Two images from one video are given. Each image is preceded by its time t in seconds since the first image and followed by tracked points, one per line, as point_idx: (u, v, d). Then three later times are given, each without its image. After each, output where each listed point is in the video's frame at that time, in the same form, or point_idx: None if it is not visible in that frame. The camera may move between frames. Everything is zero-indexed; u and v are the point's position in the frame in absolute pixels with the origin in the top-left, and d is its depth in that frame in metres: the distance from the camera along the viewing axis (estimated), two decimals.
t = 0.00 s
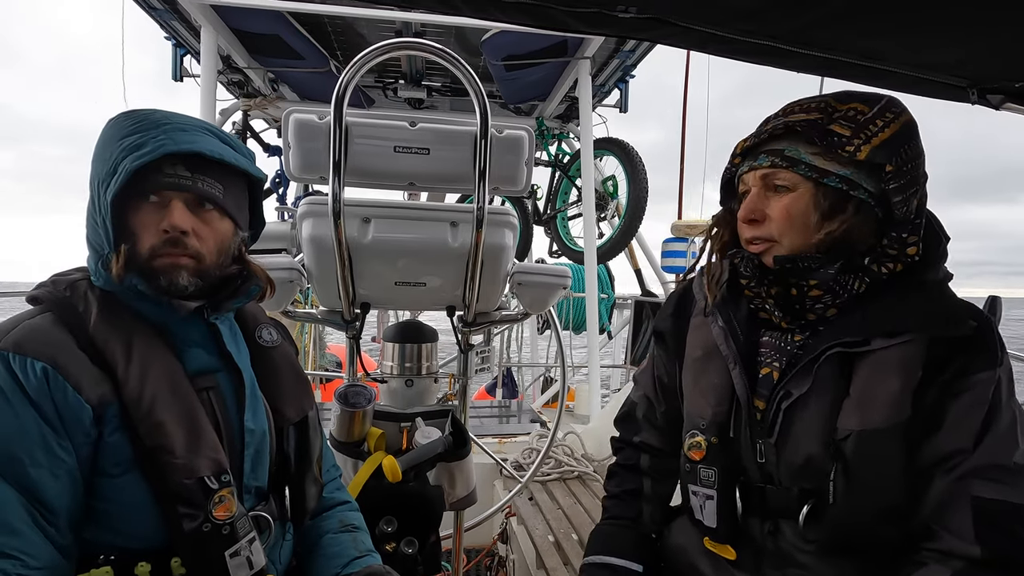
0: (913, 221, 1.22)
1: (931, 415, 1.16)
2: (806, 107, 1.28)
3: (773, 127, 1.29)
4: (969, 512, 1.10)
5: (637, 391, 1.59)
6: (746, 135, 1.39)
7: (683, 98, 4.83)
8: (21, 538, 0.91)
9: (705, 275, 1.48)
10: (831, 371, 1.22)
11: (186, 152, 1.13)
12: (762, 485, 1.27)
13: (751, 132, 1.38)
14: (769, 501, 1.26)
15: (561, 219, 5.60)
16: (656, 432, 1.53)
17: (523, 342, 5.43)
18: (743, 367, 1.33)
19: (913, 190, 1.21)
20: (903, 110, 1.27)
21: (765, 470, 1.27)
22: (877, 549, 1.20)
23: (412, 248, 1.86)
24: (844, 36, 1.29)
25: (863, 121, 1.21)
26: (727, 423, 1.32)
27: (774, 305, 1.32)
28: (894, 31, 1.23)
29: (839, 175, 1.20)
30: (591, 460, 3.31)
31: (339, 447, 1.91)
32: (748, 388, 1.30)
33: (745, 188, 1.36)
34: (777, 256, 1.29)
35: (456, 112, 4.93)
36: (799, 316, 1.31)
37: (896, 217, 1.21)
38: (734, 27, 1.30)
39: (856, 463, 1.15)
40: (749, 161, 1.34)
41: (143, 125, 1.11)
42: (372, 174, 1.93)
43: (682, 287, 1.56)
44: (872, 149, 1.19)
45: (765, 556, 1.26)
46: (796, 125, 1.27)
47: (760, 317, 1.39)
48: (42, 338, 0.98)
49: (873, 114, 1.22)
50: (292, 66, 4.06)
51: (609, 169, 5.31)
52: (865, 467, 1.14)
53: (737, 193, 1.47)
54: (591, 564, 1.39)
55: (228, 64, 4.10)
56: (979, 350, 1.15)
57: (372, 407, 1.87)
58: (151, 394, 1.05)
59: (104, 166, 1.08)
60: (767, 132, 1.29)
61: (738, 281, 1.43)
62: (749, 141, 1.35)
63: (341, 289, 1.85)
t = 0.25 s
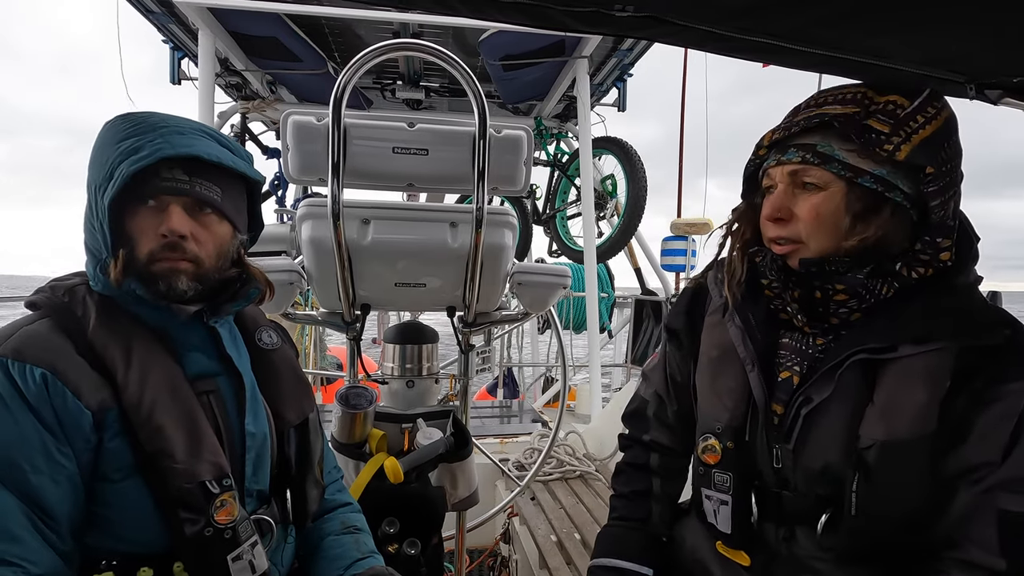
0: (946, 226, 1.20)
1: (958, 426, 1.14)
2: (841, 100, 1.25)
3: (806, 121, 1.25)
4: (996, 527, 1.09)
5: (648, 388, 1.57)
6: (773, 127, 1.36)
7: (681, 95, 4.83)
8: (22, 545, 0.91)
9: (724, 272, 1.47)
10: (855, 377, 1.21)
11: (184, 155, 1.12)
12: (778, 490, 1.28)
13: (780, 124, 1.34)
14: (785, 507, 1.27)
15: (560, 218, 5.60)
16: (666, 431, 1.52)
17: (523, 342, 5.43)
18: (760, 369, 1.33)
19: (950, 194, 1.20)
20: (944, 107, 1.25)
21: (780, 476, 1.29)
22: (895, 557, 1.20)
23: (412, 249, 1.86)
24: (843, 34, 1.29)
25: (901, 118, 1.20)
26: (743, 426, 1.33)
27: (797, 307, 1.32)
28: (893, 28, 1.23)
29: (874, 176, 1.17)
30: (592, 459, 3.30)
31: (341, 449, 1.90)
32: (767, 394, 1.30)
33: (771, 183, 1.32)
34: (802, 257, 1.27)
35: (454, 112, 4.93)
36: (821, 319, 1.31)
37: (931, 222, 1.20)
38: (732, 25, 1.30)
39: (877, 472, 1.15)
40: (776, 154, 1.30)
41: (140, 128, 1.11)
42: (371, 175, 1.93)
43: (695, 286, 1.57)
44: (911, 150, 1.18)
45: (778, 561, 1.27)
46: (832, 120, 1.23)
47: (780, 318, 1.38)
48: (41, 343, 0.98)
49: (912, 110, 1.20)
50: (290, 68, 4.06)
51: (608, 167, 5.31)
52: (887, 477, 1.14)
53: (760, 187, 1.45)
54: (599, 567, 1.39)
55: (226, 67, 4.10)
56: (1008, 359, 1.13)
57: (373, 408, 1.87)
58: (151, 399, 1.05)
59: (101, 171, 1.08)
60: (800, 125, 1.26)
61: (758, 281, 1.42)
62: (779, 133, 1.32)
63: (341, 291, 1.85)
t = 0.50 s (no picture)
0: (967, 228, 1.19)
1: (976, 433, 1.15)
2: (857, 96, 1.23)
3: (821, 117, 1.25)
4: (1014, 535, 1.11)
5: (652, 386, 1.57)
6: (785, 121, 1.36)
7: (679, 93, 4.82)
8: (27, 550, 0.91)
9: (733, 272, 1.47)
10: (869, 383, 1.21)
11: (189, 160, 1.12)
12: (787, 496, 1.28)
13: (792, 118, 1.33)
14: (793, 511, 1.27)
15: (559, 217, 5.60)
16: (671, 430, 1.52)
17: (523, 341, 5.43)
18: (770, 372, 1.32)
19: (972, 196, 1.19)
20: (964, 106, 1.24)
21: (790, 480, 1.29)
22: (908, 566, 1.21)
23: (412, 249, 1.86)
24: (840, 29, 1.29)
25: (922, 113, 1.17)
26: (751, 432, 1.33)
27: (808, 310, 1.31)
28: (891, 23, 1.23)
29: (891, 176, 1.17)
30: (594, 457, 3.30)
31: (342, 450, 1.90)
32: (776, 398, 1.30)
33: (783, 180, 1.32)
34: (814, 259, 1.28)
35: (452, 112, 4.93)
36: (834, 321, 1.31)
37: (953, 224, 1.19)
38: (730, 21, 1.30)
39: (891, 480, 1.15)
40: (788, 151, 1.30)
41: (145, 133, 1.11)
42: (369, 176, 1.93)
43: (699, 286, 1.56)
44: (933, 150, 1.16)
45: (786, 565, 1.28)
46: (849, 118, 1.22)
47: (791, 321, 1.39)
48: (43, 348, 0.98)
49: (937, 104, 1.17)
50: (287, 70, 4.06)
51: (607, 166, 5.31)
52: (902, 484, 1.15)
53: (770, 183, 1.47)
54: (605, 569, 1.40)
55: (223, 69, 4.10)
56: None
57: (375, 409, 1.87)
58: (154, 403, 1.05)
59: (105, 175, 1.08)
60: (816, 120, 1.25)
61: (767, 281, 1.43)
62: (791, 129, 1.31)
63: (341, 292, 1.84)
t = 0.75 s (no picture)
0: (965, 220, 1.18)
1: (978, 432, 1.13)
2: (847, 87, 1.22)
3: (813, 110, 1.24)
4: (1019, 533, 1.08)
5: (650, 386, 1.57)
6: (778, 114, 1.34)
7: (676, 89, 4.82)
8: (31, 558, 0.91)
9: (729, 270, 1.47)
10: (869, 382, 1.21)
11: (215, 172, 1.14)
12: (789, 497, 1.29)
13: (785, 111, 1.32)
14: (795, 512, 1.28)
15: (558, 215, 5.59)
16: (670, 428, 1.52)
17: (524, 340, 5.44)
18: (768, 372, 1.34)
19: (970, 189, 1.18)
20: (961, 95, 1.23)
21: (791, 480, 1.30)
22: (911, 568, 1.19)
23: (411, 249, 1.86)
24: (837, 24, 1.29)
25: (917, 103, 1.15)
26: (751, 433, 1.34)
27: (805, 307, 1.33)
28: (888, 16, 1.23)
29: (886, 168, 1.16)
30: (596, 454, 3.30)
31: (345, 450, 1.90)
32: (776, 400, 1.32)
33: (777, 174, 1.31)
34: (812, 253, 1.26)
35: (450, 111, 4.93)
36: (832, 318, 1.33)
37: (950, 216, 1.18)
38: (727, 17, 1.29)
39: (894, 480, 1.14)
40: (781, 145, 1.29)
41: (169, 142, 1.12)
42: (368, 176, 1.93)
43: (696, 283, 1.57)
44: (928, 140, 1.15)
45: (790, 564, 1.28)
46: (841, 110, 1.21)
47: (790, 319, 1.41)
48: (45, 353, 0.98)
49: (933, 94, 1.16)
50: (284, 71, 4.05)
51: (605, 163, 5.31)
52: (904, 486, 1.13)
53: (763, 177, 1.44)
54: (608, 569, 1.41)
55: (221, 71, 4.10)
56: None
57: (376, 409, 1.87)
58: (156, 407, 1.05)
59: (127, 180, 1.08)
60: (808, 113, 1.24)
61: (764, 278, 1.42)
62: (785, 121, 1.30)
63: (341, 293, 1.85)
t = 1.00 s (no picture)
0: (941, 207, 1.21)
1: (965, 419, 1.12)
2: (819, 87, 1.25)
3: (789, 107, 1.26)
4: (1012, 520, 1.06)
5: (646, 384, 1.58)
6: (755, 113, 1.36)
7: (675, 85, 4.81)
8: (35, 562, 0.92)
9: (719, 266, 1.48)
10: (856, 372, 1.21)
11: (223, 171, 1.16)
12: (783, 489, 1.27)
13: (761, 111, 1.35)
14: (791, 505, 1.26)
15: (557, 213, 5.59)
16: (666, 427, 1.54)
17: (525, 338, 5.45)
18: (759, 367, 1.33)
19: (943, 176, 1.21)
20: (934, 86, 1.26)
21: (785, 473, 1.29)
22: (902, 557, 1.20)
23: (411, 249, 1.86)
24: (834, 19, 1.29)
25: (887, 98, 1.19)
26: (745, 426, 1.34)
27: (792, 300, 1.32)
28: (885, 10, 1.23)
29: (862, 160, 1.19)
30: (598, 451, 3.31)
31: (347, 450, 1.91)
32: (767, 393, 1.31)
33: (757, 172, 1.34)
34: (795, 247, 1.28)
35: (448, 110, 4.93)
36: (820, 311, 1.31)
37: (927, 204, 1.21)
38: (723, 13, 1.29)
39: (884, 470, 1.14)
40: (761, 142, 1.32)
41: (174, 142, 1.12)
42: (367, 176, 1.93)
43: (687, 280, 1.59)
44: (899, 132, 1.18)
45: (786, 557, 1.27)
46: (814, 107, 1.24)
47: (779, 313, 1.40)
48: (46, 359, 0.98)
49: (902, 88, 1.20)
50: (282, 72, 4.05)
51: (604, 160, 5.31)
52: (893, 474, 1.14)
53: (746, 175, 1.48)
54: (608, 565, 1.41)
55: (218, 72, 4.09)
56: (1017, 349, 1.12)
57: (378, 409, 1.87)
58: (159, 412, 1.05)
59: (134, 181, 1.07)
60: (784, 111, 1.26)
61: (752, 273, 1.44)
62: (761, 120, 1.32)
63: (341, 293, 1.85)
